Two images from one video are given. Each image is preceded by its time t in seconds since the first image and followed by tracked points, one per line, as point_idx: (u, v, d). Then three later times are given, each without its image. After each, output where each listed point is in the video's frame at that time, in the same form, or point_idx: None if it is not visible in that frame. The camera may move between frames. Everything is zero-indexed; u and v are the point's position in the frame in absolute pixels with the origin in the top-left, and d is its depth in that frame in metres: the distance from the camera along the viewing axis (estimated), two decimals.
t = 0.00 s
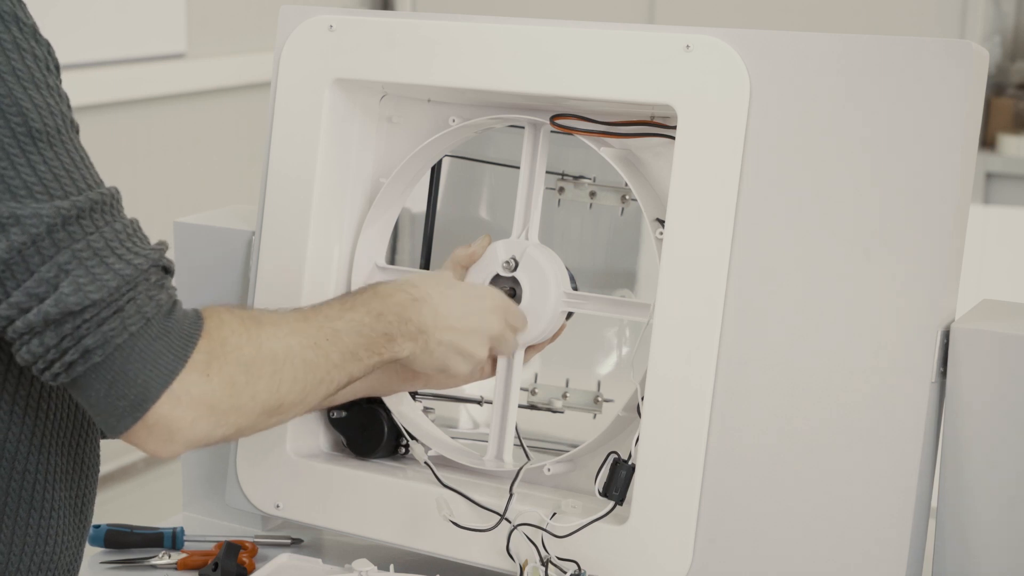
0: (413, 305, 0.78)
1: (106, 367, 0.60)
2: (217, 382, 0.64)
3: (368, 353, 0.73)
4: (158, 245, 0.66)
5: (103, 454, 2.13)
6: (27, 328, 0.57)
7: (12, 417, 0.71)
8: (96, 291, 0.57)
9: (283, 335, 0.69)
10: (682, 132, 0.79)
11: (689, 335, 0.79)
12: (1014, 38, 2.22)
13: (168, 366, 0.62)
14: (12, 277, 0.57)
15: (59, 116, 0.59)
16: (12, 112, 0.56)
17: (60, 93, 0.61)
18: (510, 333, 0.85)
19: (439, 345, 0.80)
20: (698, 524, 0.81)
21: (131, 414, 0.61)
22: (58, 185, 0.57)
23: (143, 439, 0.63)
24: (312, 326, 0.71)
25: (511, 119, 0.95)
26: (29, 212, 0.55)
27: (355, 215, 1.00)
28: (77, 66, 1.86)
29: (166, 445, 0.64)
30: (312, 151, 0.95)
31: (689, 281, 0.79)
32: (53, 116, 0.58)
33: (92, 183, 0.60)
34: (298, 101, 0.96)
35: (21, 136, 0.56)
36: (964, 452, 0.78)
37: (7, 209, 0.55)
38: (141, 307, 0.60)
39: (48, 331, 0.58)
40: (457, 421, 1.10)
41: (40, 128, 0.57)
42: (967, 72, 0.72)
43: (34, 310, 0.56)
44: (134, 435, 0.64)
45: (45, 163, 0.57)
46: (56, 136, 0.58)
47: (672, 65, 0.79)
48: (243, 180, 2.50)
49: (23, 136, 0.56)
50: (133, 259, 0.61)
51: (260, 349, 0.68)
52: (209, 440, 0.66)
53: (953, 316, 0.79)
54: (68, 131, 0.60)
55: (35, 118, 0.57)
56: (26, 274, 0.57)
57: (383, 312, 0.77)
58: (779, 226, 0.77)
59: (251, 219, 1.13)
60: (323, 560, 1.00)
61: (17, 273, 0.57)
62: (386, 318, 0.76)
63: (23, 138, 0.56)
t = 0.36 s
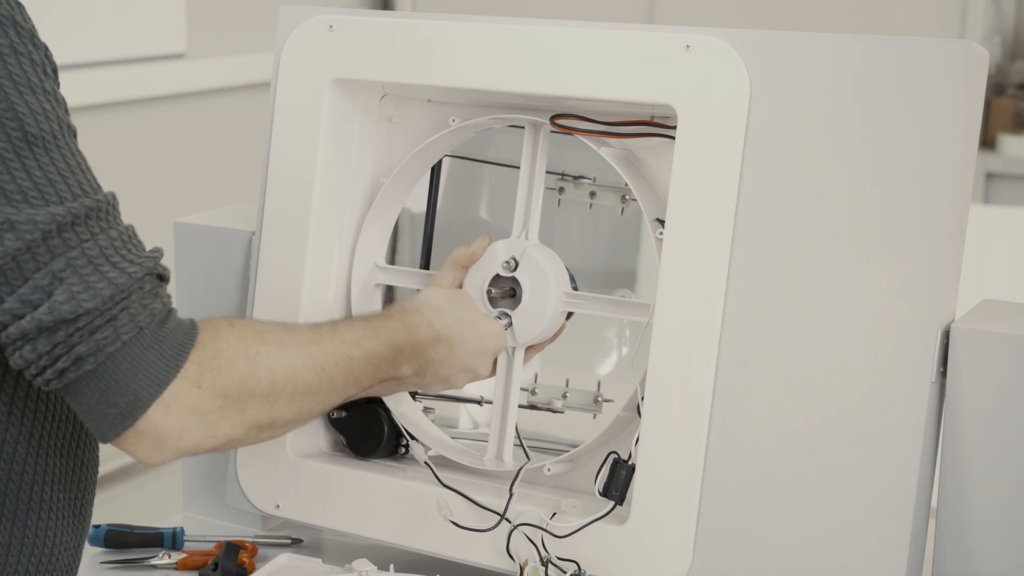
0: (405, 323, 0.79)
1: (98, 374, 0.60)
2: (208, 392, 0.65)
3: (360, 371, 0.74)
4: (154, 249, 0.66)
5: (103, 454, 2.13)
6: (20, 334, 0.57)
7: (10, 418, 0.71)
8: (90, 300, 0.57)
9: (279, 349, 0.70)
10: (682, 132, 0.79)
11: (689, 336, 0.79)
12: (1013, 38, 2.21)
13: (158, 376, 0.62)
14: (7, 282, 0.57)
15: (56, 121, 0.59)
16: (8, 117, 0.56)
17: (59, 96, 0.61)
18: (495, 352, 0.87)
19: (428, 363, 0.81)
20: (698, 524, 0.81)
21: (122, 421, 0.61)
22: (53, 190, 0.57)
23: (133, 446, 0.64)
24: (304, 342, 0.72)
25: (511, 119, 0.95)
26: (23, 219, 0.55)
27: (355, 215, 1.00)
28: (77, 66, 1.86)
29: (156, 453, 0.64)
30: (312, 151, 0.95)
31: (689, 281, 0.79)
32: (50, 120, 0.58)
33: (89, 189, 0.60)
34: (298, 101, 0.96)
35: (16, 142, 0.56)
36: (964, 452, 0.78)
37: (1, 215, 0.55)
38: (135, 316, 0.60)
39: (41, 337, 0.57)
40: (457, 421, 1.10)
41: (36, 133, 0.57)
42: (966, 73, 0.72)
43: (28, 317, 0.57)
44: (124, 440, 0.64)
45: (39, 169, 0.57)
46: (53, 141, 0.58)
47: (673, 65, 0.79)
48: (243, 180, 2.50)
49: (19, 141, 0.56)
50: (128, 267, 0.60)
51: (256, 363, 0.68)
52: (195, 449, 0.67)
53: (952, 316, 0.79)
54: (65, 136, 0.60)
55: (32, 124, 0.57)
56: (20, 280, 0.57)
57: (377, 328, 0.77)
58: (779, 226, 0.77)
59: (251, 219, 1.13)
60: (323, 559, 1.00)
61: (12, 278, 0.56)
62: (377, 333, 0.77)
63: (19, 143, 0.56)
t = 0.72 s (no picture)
0: (451, 260, 0.78)
1: (184, 307, 0.61)
2: (298, 295, 0.64)
3: (413, 326, 0.73)
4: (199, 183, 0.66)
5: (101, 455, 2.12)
6: (94, 287, 0.59)
7: (7, 420, 0.72)
8: (148, 229, 0.59)
9: (379, 285, 0.69)
10: (682, 132, 0.79)
11: (689, 336, 0.79)
12: (1013, 37, 2.13)
13: (230, 304, 0.61)
14: (61, 243, 0.58)
15: (71, 88, 0.61)
16: (21, 91, 0.58)
17: (69, 71, 0.63)
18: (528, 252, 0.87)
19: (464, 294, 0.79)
20: (697, 525, 0.81)
21: (219, 346, 0.62)
22: (79, 144, 0.59)
23: (238, 371, 0.64)
24: (401, 274, 0.72)
25: (511, 119, 0.95)
26: (54, 172, 0.57)
27: (355, 215, 1.00)
28: (77, 66, 1.85)
29: (269, 368, 0.63)
30: (312, 151, 0.95)
31: (689, 282, 0.79)
32: (64, 89, 0.60)
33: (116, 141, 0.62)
34: (298, 100, 0.96)
35: (33, 111, 0.58)
36: (963, 452, 0.78)
37: (32, 175, 0.57)
38: (199, 237, 0.61)
39: (115, 285, 0.59)
40: (457, 421, 1.10)
41: (52, 100, 0.59)
42: (966, 73, 0.72)
43: (95, 266, 0.58)
44: (230, 368, 0.64)
45: (62, 130, 0.59)
46: (70, 106, 0.60)
47: (673, 65, 0.79)
48: (242, 181, 2.49)
49: (35, 110, 0.58)
50: (175, 195, 0.62)
51: (338, 272, 0.68)
52: (303, 366, 0.65)
53: (952, 316, 0.79)
54: (83, 102, 0.61)
55: (45, 92, 0.58)
56: (73, 235, 0.58)
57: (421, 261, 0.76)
58: (779, 226, 0.77)
59: (251, 219, 1.13)
60: (324, 559, 1.00)
61: (63, 238, 0.58)
62: (421, 260, 0.76)
63: (36, 112, 0.58)
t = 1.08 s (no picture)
0: (448, 299, 0.76)
1: (168, 334, 0.60)
2: (282, 328, 0.64)
3: (402, 363, 0.71)
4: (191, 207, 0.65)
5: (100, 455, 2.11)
6: (80, 311, 0.58)
7: (5, 424, 0.72)
8: (139, 257, 0.58)
9: (368, 321, 0.69)
10: (682, 132, 0.79)
11: (689, 337, 0.79)
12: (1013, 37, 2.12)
13: (223, 325, 0.61)
14: (49, 264, 0.57)
15: (68, 104, 0.59)
16: (17, 107, 0.57)
17: (67, 84, 0.61)
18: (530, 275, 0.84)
19: (463, 331, 0.77)
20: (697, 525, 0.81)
21: (201, 376, 0.61)
22: (74, 164, 0.57)
23: (219, 401, 0.64)
24: (393, 311, 0.71)
25: (511, 119, 0.95)
26: (46, 195, 0.56)
27: (355, 215, 1.00)
28: (77, 66, 1.85)
29: (247, 398, 0.64)
30: (312, 151, 0.95)
31: (689, 283, 0.79)
32: (61, 105, 0.58)
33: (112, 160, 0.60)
34: (298, 100, 0.96)
35: (29, 128, 0.56)
36: (963, 453, 0.78)
37: (24, 195, 0.56)
38: (190, 266, 0.60)
39: (102, 310, 0.58)
40: (457, 421, 1.11)
41: (48, 117, 0.57)
42: (966, 72, 0.72)
43: (83, 291, 0.57)
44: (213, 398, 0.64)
45: (57, 149, 0.57)
46: (67, 123, 0.58)
47: (673, 65, 0.79)
48: (242, 180, 2.49)
49: (31, 127, 0.56)
50: (168, 221, 0.60)
51: (327, 308, 0.68)
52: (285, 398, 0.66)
53: (952, 316, 0.79)
54: (79, 118, 0.60)
55: (41, 109, 0.57)
56: (63, 257, 0.57)
57: (417, 297, 0.74)
58: (779, 226, 0.77)
59: (251, 219, 1.13)
60: (324, 560, 1.00)
61: (52, 260, 0.57)
62: (417, 296, 0.74)
63: (32, 130, 0.56)
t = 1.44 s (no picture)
0: (447, 337, 0.75)
1: (160, 368, 0.61)
2: (272, 368, 0.64)
3: (394, 401, 0.71)
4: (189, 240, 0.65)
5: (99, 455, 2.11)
6: (75, 344, 0.57)
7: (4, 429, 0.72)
8: (136, 296, 0.58)
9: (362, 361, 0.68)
10: (682, 132, 0.79)
11: (687, 338, 0.79)
12: (1013, 37, 2.11)
13: (219, 360, 0.62)
14: (46, 295, 0.57)
15: (73, 132, 0.58)
16: (22, 134, 0.55)
17: (72, 109, 0.60)
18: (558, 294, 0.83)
19: (464, 367, 0.75)
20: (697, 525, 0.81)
21: (189, 412, 0.62)
22: (76, 197, 0.57)
23: (206, 434, 0.65)
24: (388, 350, 0.70)
25: (511, 119, 0.95)
26: (47, 229, 0.55)
27: (355, 215, 1.00)
28: (77, 67, 1.84)
29: (232, 433, 0.64)
30: (312, 151, 0.95)
31: (688, 282, 0.79)
32: (66, 133, 0.57)
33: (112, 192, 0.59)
34: (297, 100, 0.96)
35: (33, 157, 0.55)
36: (963, 453, 0.78)
37: (25, 227, 0.55)
38: (185, 305, 0.61)
39: (97, 343, 0.58)
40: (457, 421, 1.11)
41: (53, 147, 0.56)
42: (966, 73, 0.72)
43: (78, 325, 0.57)
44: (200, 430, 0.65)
45: (60, 179, 0.56)
46: (72, 153, 0.57)
47: (673, 65, 0.79)
48: (242, 180, 2.49)
49: (36, 156, 0.55)
50: (168, 259, 0.60)
51: (321, 348, 0.67)
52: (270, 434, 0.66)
53: (952, 316, 0.79)
54: (84, 146, 0.59)
55: (46, 138, 0.56)
56: (61, 289, 0.57)
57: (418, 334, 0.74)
58: (780, 226, 0.77)
59: (251, 220, 1.13)
60: (324, 560, 1.00)
61: (50, 290, 0.57)
62: (416, 332, 0.73)
63: (36, 159, 0.55)
